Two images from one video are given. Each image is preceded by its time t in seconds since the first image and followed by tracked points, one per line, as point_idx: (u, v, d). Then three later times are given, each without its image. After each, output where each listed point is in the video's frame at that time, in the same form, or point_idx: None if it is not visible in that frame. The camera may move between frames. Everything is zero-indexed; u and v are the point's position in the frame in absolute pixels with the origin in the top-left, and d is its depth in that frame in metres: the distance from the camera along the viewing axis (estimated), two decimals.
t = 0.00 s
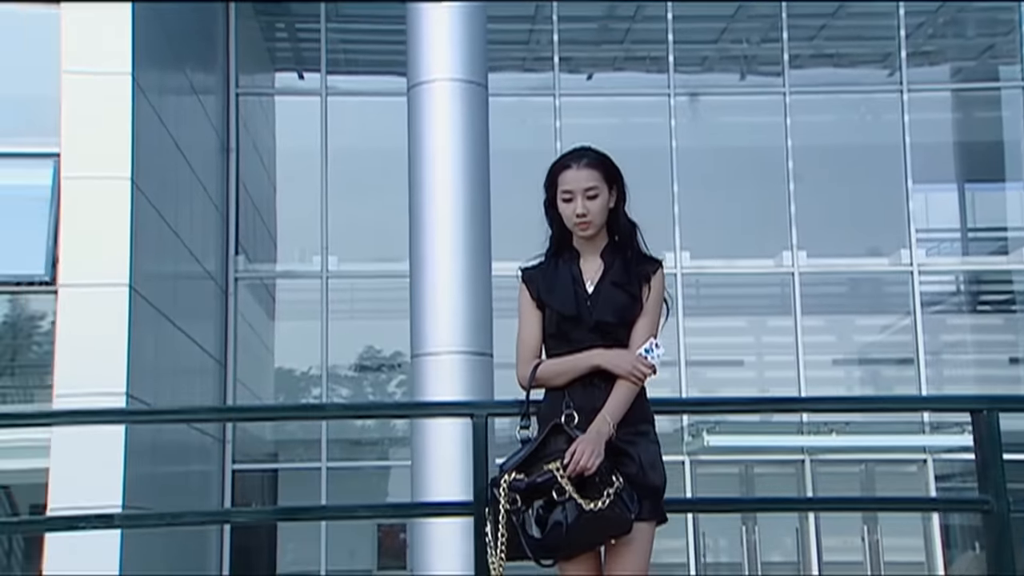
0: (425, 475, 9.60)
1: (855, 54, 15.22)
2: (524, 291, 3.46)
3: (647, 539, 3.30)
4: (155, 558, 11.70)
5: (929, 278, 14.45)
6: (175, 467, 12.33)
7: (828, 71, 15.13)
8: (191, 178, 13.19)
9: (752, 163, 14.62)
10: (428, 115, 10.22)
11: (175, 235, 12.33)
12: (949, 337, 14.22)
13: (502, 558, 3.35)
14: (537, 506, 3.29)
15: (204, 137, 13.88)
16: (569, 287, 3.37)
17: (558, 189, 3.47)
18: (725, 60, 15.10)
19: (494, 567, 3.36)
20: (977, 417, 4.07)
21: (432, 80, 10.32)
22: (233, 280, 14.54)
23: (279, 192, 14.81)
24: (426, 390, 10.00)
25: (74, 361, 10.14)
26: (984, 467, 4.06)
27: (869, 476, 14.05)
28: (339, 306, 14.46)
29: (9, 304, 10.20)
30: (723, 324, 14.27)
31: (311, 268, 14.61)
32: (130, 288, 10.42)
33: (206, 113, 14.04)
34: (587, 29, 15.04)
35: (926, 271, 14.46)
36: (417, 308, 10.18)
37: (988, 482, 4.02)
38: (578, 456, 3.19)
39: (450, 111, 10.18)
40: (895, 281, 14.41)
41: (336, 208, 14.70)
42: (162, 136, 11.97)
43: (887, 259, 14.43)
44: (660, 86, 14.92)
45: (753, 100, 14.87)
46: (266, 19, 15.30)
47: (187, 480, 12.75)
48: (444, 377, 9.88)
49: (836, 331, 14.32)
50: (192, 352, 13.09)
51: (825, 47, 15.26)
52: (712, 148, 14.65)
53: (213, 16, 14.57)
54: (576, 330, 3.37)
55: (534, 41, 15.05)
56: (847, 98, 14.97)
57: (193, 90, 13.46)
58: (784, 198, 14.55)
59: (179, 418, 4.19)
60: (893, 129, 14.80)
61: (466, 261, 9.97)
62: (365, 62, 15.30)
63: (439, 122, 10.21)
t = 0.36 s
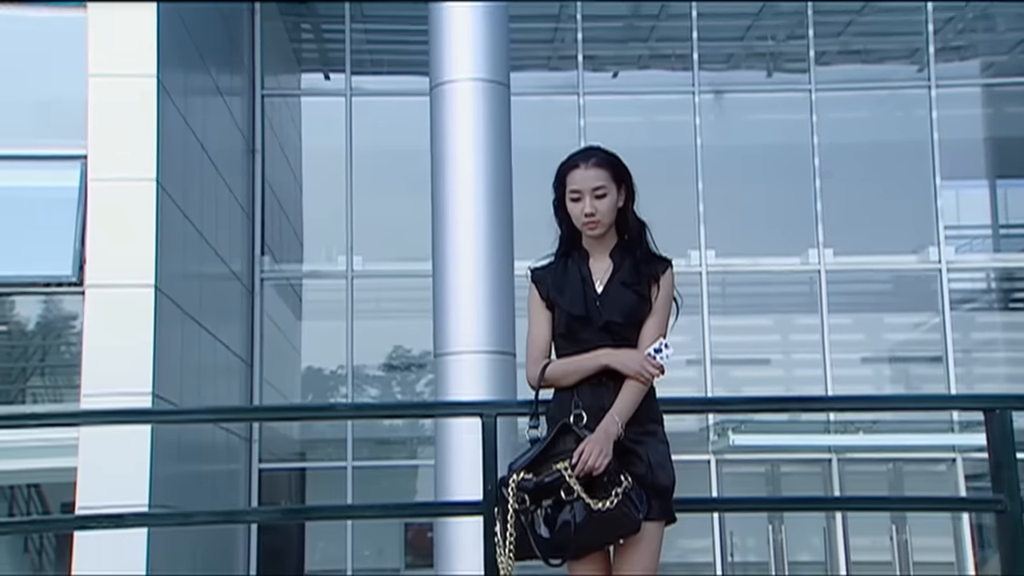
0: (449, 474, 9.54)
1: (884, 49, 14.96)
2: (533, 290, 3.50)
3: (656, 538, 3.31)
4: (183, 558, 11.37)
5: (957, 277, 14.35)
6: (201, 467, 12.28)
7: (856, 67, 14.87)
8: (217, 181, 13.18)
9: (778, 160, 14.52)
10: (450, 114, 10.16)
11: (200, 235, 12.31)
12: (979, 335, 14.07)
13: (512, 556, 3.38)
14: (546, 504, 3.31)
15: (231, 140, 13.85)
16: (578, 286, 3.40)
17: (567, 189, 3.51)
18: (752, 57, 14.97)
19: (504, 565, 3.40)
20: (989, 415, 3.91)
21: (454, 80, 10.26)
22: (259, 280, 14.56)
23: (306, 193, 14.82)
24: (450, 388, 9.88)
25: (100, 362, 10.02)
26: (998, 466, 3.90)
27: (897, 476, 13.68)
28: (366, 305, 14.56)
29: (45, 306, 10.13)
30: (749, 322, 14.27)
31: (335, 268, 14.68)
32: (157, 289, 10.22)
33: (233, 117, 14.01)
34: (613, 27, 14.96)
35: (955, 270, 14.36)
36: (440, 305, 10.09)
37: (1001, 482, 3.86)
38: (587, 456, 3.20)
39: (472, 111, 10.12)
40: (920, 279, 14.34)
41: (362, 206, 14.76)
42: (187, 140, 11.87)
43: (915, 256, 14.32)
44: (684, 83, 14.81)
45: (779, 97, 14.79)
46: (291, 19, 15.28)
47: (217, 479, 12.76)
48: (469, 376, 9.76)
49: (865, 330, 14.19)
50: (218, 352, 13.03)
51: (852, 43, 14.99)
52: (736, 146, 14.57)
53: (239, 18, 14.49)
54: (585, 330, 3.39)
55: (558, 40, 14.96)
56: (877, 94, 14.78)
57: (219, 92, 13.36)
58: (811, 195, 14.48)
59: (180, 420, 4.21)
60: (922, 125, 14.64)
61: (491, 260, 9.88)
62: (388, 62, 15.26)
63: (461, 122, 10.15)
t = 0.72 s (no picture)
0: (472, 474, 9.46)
1: (913, 45, 14.91)
2: (545, 292, 3.36)
3: (668, 538, 3.17)
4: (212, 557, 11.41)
5: (990, 274, 14.17)
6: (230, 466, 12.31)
7: (885, 63, 14.82)
8: (247, 182, 13.22)
9: (806, 158, 14.42)
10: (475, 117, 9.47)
11: (228, 236, 12.26)
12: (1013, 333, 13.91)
13: (522, 557, 3.23)
14: (557, 504, 3.17)
15: (260, 142, 13.88)
16: (590, 287, 3.25)
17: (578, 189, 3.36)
18: (780, 54, 14.92)
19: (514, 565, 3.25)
20: (1004, 414, 3.90)
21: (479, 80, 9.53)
22: (287, 280, 14.60)
23: (333, 193, 14.85)
24: (475, 390, 9.18)
25: (127, 362, 10.04)
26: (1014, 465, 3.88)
27: (929, 475, 13.62)
28: (394, 305, 14.58)
29: (80, 307, 10.02)
30: (778, 321, 14.09)
31: (362, 268, 14.71)
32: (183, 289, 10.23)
33: (262, 117, 14.02)
34: (640, 25, 14.96)
35: (986, 266, 14.20)
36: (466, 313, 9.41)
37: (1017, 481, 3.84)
38: (597, 455, 3.05)
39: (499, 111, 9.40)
40: (950, 276, 14.18)
41: (390, 206, 14.75)
42: (216, 142, 11.79)
43: (945, 253, 14.18)
44: (711, 81, 14.75)
45: (807, 94, 14.73)
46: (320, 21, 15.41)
47: (245, 477, 12.80)
48: (495, 375, 9.05)
49: (895, 327, 14.01)
50: (247, 352, 13.06)
51: (882, 39, 14.96)
52: (764, 143, 14.47)
53: (267, 19, 14.56)
54: (597, 330, 3.24)
55: (585, 39, 14.97)
56: (907, 90, 14.65)
57: (247, 94, 13.34)
58: (839, 191, 14.33)
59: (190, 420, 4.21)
60: (953, 121, 14.51)
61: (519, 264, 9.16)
62: (415, 62, 15.31)
63: (487, 121, 9.41)
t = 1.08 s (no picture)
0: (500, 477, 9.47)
1: (948, 41, 14.74)
2: (559, 293, 3.36)
3: (682, 539, 3.13)
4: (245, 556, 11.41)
5: None
6: (262, 466, 12.38)
7: (919, 60, 14.69)
8: (276, 185, 13.25)
9: (838, 156, 14.31)
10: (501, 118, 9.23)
11: (258, 238, 12.24)
12: None
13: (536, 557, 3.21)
14: (571, 505, 3.15)
15: (289, 146, 13.89)
16: (604, 287, 3.26)
17: (593, 189, 3.36)
18: (811, 52, 14.81)
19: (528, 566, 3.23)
20: None
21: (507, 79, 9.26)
22: (318, 281, 14.69)
23: (363, 194, 14.89)
24: (504, 392, 9.02)
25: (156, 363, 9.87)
26: None
27: (965, 477, 13.27)
28: (424, 306, 14.62)
29: (119, 309, 10.10)
30: (810, 320, 14.03)
31: (392, 269, 14.73)
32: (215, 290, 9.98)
33: (292, 120, 14.08)
34: (670, 25, 14.87)
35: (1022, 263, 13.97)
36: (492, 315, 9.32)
37: None
38: (610, 456, 3.05)
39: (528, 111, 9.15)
40: (987, 274, 13.99)
41: (419, 207, 14.74)
42: (245, 144, 11.75)
43: (981, 251, 14.00)
44: (741, 80, 14.66)
45: (839, 92, 14.60)
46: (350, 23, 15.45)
47: (277, 477, 12.90)
48: (523, 376, 8.94)
49: (930, 327, 13.92)
50: (277, 353, 13.12)
51: (916, 35, 14.81)
52: (795, 142, 14.38)
53: (297, 21, 14.59)
54: (611, 330, 3.25)
55: (615, 38, 14.90)
56: (940, 86, 14.50)
57: (276, 96, 13.35)
58: (871, 189, 14.20)
59: (210, 421, 4.28)
60: (990, 117, 14.31)
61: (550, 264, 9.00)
62: (444, 64, 15.31)
63: (515, 122, 9.17)
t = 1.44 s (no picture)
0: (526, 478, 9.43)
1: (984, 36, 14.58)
2: (573, 293, 3.38)
3: (696, 539, 3.14)
4: (276, 555, 11.43)
5: None
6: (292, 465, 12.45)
7: (955, 55, 14.55)
8: (306, 186, 13.28)
9: (869, 152, 14.18)
10: (528, 116, 8.90)
11: (288, 239, 12.28)
12: None
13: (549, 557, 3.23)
14: (584, 505, 3.17)
15: (318, 146, 13.89)
16: (617, 288, 3.27)
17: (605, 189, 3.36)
18: (844, 48, 14.71)
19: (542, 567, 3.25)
20: None
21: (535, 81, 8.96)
22: (348, 282, 14.74)
23: (394, 195, 14.94)
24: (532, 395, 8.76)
25: (186, 363, 9.98)
26: None
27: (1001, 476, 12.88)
28: (453, 306, 14.56)
29: (157, 309, 10.14)
30: (843, 318, 13.88)
31: (422, 269, 14.74)
32: (244, 292, 10.02)
33: (322, 121, 14.13)
34: (701, 22, 14.81)
35: None
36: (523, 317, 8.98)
37: None
38: (622, 456, 3.05)
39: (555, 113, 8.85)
40: None
41: (447, 206, 14.76)
42: (275, 146, 11.76)
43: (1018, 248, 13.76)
44: (771, 77, 14.59)
45: (872, 88, 14.47)
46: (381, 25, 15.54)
47: (306, 477, 12.91)
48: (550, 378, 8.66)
49: (966, 325, 13.65)
50: (308, 353, 13.17)
51: (951, 30, 14.65)
52: (827, 138, 14.28)
53: (327, 23, 14.66)
54: (624, 331, 3.26)
55: (644, 37, 14.85)
56: (975, 81, 14.35)
57: (306, 98, 13.41)
58: (904, 186, 14.09)
59: (225, 422, 4.30)
60: None
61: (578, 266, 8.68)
62: (475, 64, 15.34)
63: (541, 124, 8.88)
